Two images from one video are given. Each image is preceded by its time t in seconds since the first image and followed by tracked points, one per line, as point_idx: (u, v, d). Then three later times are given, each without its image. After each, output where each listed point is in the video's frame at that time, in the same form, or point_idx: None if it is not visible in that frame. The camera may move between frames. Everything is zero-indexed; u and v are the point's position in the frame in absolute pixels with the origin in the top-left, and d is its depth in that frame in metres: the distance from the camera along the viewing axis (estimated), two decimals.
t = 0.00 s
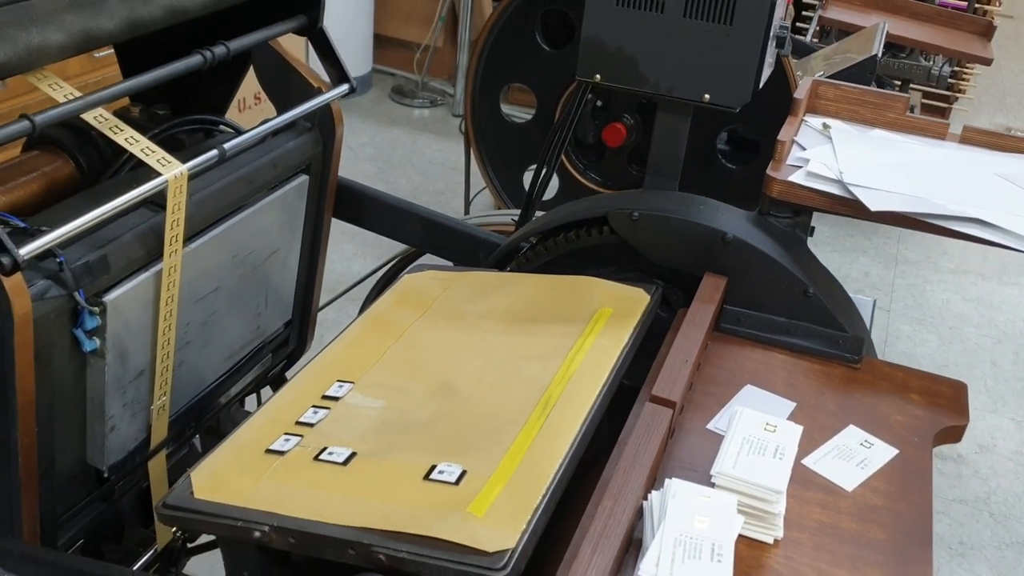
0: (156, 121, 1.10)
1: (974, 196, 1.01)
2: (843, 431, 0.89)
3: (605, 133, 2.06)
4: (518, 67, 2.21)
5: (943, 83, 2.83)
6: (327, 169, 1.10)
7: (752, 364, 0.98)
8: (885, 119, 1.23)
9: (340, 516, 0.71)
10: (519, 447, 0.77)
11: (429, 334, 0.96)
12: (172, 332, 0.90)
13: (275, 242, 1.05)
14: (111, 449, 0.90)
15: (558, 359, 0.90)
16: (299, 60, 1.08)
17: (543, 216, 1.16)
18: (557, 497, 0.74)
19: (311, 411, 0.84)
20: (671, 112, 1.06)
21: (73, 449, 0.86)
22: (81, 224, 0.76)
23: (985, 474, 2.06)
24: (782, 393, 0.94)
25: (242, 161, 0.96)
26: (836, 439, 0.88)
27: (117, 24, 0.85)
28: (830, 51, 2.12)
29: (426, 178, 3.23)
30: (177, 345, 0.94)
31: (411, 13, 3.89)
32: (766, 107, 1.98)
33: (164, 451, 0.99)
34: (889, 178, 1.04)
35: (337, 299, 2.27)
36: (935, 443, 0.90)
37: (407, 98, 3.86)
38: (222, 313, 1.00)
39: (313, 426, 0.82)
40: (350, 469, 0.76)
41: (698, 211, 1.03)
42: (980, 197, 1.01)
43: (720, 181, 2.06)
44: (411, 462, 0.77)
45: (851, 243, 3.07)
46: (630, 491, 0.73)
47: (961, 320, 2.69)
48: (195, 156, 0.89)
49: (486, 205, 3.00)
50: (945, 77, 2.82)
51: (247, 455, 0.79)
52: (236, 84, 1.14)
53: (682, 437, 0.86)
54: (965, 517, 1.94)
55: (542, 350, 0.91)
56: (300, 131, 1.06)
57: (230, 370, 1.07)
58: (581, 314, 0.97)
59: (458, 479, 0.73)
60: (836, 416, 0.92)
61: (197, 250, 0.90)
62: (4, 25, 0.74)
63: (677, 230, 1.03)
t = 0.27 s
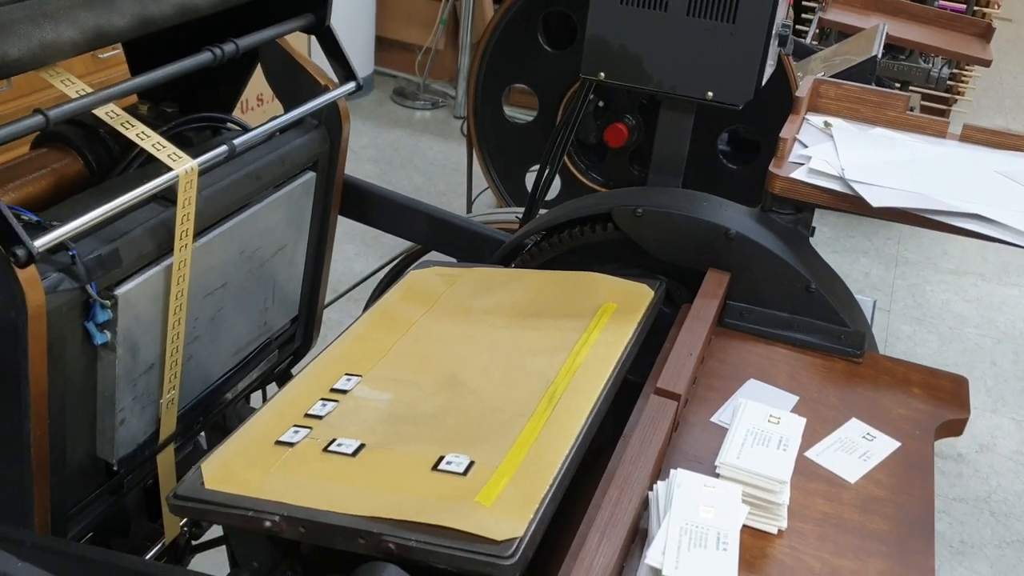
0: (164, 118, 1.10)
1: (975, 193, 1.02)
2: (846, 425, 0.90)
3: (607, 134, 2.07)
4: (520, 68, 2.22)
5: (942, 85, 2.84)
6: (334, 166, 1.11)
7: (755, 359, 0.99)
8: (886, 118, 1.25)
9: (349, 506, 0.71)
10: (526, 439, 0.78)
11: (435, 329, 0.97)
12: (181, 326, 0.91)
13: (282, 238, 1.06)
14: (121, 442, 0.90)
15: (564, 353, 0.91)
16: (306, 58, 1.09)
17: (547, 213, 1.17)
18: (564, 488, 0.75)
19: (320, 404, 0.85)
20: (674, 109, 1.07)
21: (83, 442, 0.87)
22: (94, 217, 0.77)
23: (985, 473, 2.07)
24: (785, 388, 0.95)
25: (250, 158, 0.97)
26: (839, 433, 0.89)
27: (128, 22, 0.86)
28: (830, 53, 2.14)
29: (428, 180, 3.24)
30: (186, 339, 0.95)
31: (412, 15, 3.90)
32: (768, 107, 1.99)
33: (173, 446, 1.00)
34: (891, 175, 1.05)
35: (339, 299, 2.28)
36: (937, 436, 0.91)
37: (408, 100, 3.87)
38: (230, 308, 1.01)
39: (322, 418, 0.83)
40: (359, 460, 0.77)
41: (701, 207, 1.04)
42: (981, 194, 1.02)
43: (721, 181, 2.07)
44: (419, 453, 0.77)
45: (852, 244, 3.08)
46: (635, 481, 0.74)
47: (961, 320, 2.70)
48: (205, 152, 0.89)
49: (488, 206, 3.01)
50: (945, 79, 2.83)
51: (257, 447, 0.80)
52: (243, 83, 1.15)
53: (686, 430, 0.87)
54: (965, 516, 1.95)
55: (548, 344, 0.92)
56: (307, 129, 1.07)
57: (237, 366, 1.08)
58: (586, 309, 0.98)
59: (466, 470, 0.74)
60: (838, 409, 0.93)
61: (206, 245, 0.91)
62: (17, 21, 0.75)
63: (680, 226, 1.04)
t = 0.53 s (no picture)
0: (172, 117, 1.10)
1: (979, 191, 1.03)
2: (851, 421, 0.91)
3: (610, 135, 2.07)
4: (523, 68, 2.23)
5: (942, 86, 2.85)
6: (341, 164, 1.12)
7: (761, 356, 0.99)
8: (889, 117, 1.25)
9: (361, 501, 0.72)
10: (535, 434, 0.78)
11: (443, 326, 0.98)
12: (191, 323, 0.92)
13: (290, 236, 1.06)
14: (131, 438, 0.91)
15: (571, 350, 0.91)
16: (314, 57, 1.10)
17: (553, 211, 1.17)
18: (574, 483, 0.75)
19: (330, 399, 0.86)
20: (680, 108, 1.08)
21: (94, 438, 0.87)
22: (107, 214, 0.77)
23: (987, 473, 2.08)
24: (791, 385, 0.96)
25: (259, 156, 0.97)
26: (845, 429, 0.90)
27: (139, 20, 0.86)
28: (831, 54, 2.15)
29: (429, 180, 3.24)
30: (196, 336, 0.95)
31: (413, 16, 3.91)
32: (770, 108, 1.99)
33: (182, 443, 1.00)
34: (895, 173, 1.06)
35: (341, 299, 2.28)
36: (942, 433, 0.92)
37: (409, 100, 3.88)
38: (239, 305, 1.01)
39: (332, 414, 0.84)
40: (370, 455, 0.77)
41: (707, 205, 1.05)
42: (986, 193, 1.03)
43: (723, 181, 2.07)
44: (429, 449, 0.78)
45: (853, 244, 3.09)
46: (645, 477, 0.74)
47: (962, 321, 2.71)
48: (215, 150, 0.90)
49: (489, 207, 3.01)
50: (946, 79, 2.84)
51: (268, 442, 0.80)
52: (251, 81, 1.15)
53: (693, 427, 0.87)
54: (967, 515, 1.95)
55: (556, 341, 0.93)
56: (314, 127, 1.07)
57: (244, 363, 1.09)
58: (593, 306, 0.98)
59: (476, 465, 0.75)
60: (844, 406, 0.93)
61: (216, 243, 0.92)
62: (30, 19, 0.75)
63: (686, 224, 1.04)
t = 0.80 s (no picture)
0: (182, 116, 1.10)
1: (990, 192, 1.03)
2: (863, 421, 0.91)
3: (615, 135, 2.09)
4: (528, 70, 2.23)
5: (946, 87, 2.85)
6: (350, 164, 1.12)
7: (772, 357, 0.99)
8: (897, 118, 1.26)
9: (375, 500, 0.72)
10: (548, 433, 0.78)
11: (454, 326, 0.98)
12: (203, 322, 0.92)
13: (301, 236, 1.06)
14: (142, 438, 0.91)
15: (583, 349, 0.91)
16: (324, 57, 1.10)
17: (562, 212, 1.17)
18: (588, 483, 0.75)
19: (342, 399, 0.86)
20: (690, 108, 1.08)
21: (106, 437, 0.87)
22: (121, 213, 0.77)
23: (992, 475, 2.08)
24: (802, 385, 0.96)
25: (270, 155, 0.97)
26: (857, 429, 0.90)
27: (152, 19, 0.86)
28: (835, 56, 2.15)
29: (432, 181, 3.24)
30: (207, 336, 0.95)
31: (416, 17, 3.91)
32: (775, 109, 1.99)
33: (192, 443, 1.00)
34: (905, 174, 1.06)
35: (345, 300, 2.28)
36: (954, 433, 0.92)
37: (412, 102, 3.88)
38: (249, 305, 1.01)
39: (345, 413, 0.84)
40: (384, 454, 0.77)
41: (718, 205, 1.05)
42: (997, 193, 1.03)
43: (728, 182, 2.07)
44: (443, 448, 0.78)
45: (856, 246, 3.09)
46: (660, 476, 0.74)
47: (966, 322, 2.71)
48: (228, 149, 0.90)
49: (493, 208, 3.01)
50: (949, 81, 2.84)
51: (281, 441, 0.80)
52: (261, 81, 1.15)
53: (706, 427, 0.87)
54: (972, 517, 1.95)
55: (567, 341, 0.93)
56: (325, 127, 1.07)
57: (254, 363, 1.08)
58: (604, 306, 0.98)
59: (490, 464, 0.75)
60: (855, 406, 0.93)
61: (228, 242, 0.92)
62: (45, 18, 0.75)
63: (697, 224, 1.04)
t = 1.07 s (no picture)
0: (191, 114, 1.10)
1: (1003, 190, 1.02)
2: (876, 420, 0.91)
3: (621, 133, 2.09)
4: (534, 68, 2.22)
5: (951, 86, 2.84)
6: (359, 162, 1.11)
7: (783, 355, 0.99)
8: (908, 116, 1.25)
9: (388, 498, 0.71)
10: (561, 431, 0.78)
11: (464, 324, 0.98)
12: (214, 320, 0.91)
13: (310, 235, 1.06)
14: (153, 436, 0.91)
15: (595, 347, 0.90)
16: (334, 55, 1.10)
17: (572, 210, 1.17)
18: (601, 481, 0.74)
19: (353, 397, 0.86)
20: (701, 106, 1.08)
21: (117, 435, 0.87)
22: (133, 210, 0.77)
23: (998, 475, 2.07)
24: (814, 384, 0.95)
25: (280, 153, 0.97)
26: (870, 428, 0.89)
27: (163, 17, 0.86)
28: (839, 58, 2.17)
29: (436, 181, 3.24)
30: (217, 334, 0.95)
31: (420, 17, 3.90)
32: (782, 108, 1.99)
33: (202, 441, 1.00)
34: (917, 172, 1.06)
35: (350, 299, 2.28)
36: (967, 432, 0.91)
37: (416, 101, 3.87)
38: (259, 303, 1.01)
39: (356, 411, 0.84)
40: (396, 452, 0.77)
41: (729, 203, 1.04)
42: (1010, 192, 1.02)
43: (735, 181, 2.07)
44: (455, 446, 0.77)
45: (862, 245, 3.08)
46: (674, 475, 0.74)
47: (972, 322, 2.70)
48: (239, 147, 0.90)
49: (497, 207, 3.01)
50: (956, 80, 2.83)
51: (293, 439, 0.80)
52: (270, 79, 1.14)
53: (718, 425, 0.87)
54: (979, 517, 1.95)
55: (578, 340, 0.92)
56: (334, 125, 1.07)
57: (263, 361, 1.08)
58: (615, 304, 0.98)
59: (503, 462, 0.74)
60: (868, 405, 0.93)
61: (238, 240, 0.91)
62: (58, 15, 0.75)
63: (708, 222, 1.04)
